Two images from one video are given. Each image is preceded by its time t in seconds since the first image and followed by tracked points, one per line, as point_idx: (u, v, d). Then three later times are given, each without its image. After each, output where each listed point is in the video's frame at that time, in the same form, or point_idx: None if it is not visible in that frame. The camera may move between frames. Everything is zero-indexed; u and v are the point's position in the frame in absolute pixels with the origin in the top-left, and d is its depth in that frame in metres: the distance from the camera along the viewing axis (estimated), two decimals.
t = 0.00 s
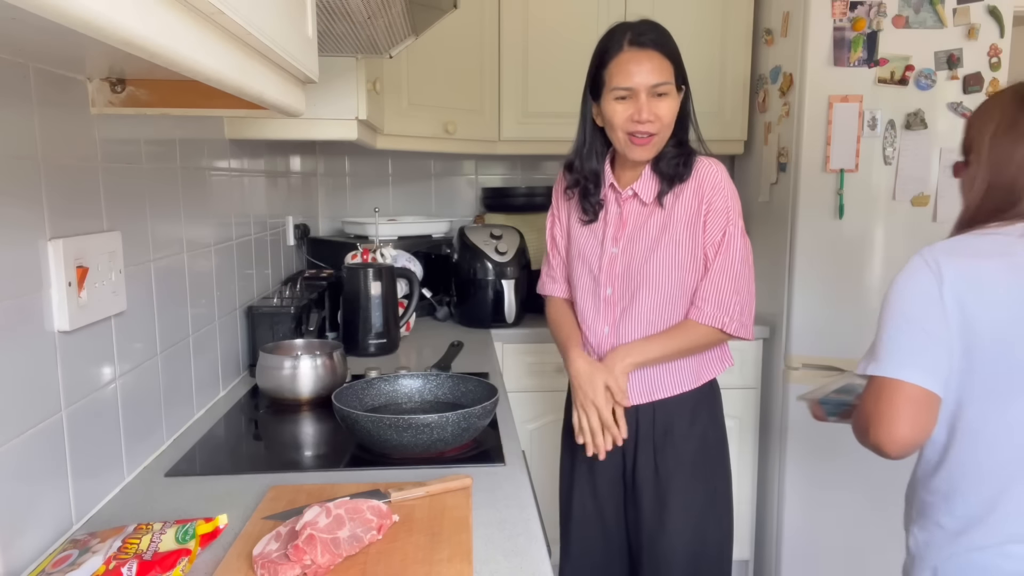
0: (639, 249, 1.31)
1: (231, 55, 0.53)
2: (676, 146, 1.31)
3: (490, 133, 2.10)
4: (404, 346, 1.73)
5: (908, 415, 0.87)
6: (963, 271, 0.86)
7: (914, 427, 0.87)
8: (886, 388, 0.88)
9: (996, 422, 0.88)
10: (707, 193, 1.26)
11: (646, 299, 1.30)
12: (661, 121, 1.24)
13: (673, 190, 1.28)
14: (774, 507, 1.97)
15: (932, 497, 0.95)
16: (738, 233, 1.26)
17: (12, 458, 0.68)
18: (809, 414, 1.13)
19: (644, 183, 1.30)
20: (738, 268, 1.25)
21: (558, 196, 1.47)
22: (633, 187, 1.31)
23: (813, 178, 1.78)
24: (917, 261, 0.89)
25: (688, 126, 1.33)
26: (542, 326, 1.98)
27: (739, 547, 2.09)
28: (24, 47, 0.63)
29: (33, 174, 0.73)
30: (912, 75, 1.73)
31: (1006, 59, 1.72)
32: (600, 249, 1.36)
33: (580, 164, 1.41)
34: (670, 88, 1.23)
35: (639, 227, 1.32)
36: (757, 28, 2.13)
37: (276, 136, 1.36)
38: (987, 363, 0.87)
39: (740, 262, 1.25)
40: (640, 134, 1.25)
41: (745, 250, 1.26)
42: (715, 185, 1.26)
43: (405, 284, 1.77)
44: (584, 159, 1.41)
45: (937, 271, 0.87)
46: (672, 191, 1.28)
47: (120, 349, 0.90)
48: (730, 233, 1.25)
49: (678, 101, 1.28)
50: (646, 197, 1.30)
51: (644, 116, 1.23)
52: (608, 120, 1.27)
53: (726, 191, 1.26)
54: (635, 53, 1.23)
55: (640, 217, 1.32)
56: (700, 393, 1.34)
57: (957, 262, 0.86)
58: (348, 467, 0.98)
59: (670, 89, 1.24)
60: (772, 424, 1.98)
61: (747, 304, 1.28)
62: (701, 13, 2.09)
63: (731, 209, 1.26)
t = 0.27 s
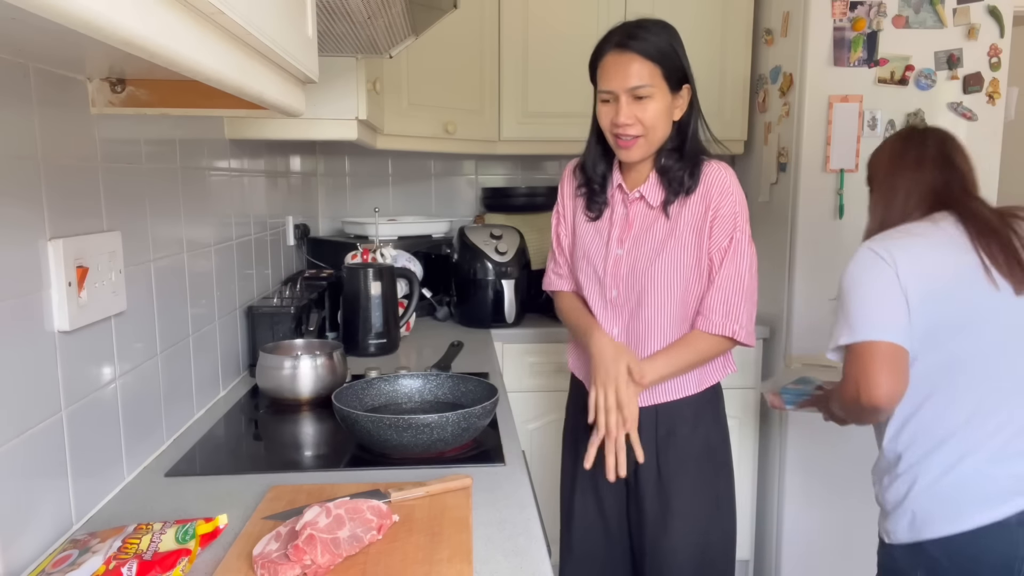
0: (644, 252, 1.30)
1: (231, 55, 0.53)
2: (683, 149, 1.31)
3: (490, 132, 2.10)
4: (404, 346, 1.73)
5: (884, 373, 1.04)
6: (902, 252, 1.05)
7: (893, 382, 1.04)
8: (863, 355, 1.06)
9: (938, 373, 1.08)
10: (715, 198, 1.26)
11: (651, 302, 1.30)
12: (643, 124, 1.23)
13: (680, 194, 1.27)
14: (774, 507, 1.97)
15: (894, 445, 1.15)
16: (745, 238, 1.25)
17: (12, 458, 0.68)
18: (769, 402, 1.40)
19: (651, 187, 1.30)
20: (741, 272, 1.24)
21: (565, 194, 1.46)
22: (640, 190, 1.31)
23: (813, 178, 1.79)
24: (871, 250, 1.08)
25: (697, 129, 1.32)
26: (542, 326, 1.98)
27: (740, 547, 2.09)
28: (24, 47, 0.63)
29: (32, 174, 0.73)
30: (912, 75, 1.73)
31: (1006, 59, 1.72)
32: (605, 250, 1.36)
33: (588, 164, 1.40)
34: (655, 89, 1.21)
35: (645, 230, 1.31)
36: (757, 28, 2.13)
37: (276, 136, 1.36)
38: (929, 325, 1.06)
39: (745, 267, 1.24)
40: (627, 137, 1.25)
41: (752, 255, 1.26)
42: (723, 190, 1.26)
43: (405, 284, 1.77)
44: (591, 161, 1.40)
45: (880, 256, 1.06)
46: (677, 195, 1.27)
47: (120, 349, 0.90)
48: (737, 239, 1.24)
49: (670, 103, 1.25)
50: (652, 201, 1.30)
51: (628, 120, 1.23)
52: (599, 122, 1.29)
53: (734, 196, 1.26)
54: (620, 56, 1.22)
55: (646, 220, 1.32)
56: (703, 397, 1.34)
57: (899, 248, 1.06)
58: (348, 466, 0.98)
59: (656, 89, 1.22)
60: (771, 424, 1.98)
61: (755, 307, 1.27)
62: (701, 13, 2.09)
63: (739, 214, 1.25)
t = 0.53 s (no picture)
0: (648, 253, 1.30)
1: (232, 56, 0.53)
2: (689, 150, 1.30)
3: (490, 132, 2.10)
4: (404, 346, 1.73)
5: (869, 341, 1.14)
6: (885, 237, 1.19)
7: (880, 349, 1.14)
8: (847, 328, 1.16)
9: (924, 348, 1.18)
10: (722, 199, 1.26)
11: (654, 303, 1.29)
12: (642, 125, 1.23)
13: (685, 196, 1.27)
14: (774, 507, 1.97)
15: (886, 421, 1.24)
16: (750, 240, 1.25)
17: (12, 458, 0.68)
18: (741, 388, 1.51)
19: (656, 188, 1.30)
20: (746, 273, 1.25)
21: (570, 193, 1.46)
22: (644, 191, 1.31)
23: (813, 178, 1.79)
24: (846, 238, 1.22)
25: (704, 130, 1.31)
26: (542, 326, 1.98)
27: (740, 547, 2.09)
28: (24, 47, 0.63)
29: (32, 174, 0.73)
30: (912, 75, 1.73)
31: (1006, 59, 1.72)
32: (608, 250, 1.36)
33: (594, 164, 1.40)
34: (654, 88, 1.21)
35: (648, 232, 1.31)
36: (757, 28, 2.13)
37: (276, 136, 1.36)
38: (912, 303, 1.18)
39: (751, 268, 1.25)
40: (627, 139, 1.25)
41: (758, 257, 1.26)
42: (730, 191, 1.26)
43: (405, 284, 1.76)
44: (597, 160, 1.40)
45: (864, 241, 1.19)
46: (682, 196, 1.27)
47: (120, 349, 0.90)
48: (748, 242, 1.25)
49: (670, 105, 1.25)
50: (657, 202, 1.29)
51: (628, 120, 1.23)
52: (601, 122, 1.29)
53: (741, 198, 1.26)
54: (619, 57, 1.22)
55: (649, 221, 1.31)
56: (703, 399, 1.34)
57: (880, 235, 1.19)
58: (348, 467, 0.98)
59: (655, 89, 1.21)
60: (771, 424, 1.98)
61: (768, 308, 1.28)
62: (701, 13, 2.10)
63: (746, 216, 1.26)
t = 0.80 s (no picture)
0: (649, 254, 1.30)
1: (231, 56, 0.53)
2: (693, 151, 1.30)
3: (490, 132, 2.10)
4: (404, 346, 1.73)
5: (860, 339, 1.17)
6: (876, 229, 1.20)
7: (872, 347, 1.17)
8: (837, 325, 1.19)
9: (919, 336, 1.19)
10: (723, 204, 1.26)
11: (653, 305, 1.29)
12: (646, 125, 1.23)
13: (687, 198, 1.26)
14: (774, 507, 1.97)
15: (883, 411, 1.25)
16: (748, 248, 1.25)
17: (12, 458, 0.68)
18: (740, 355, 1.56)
19: (659, 188, 1.30)
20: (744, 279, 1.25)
21: (574, 192, 1.45)
22: (648, 192, 1.31)
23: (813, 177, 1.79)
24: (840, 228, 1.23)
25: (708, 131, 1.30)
26: (542, 326, 1.98)
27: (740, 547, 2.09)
28: (24, 47, 0.63)
29: (32, 174, 0.73)
30: (918, 74, 1.73)
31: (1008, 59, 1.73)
32: (610, 250, 1.36)
33: (600, 162, 1.40)
34: (656, 88, 1.21)
35: (651, 233, 1.31)
36: (756, 28, 2.13)
37: (276, 136, 1.36)
38: (904, 294, 1.19)
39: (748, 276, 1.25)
40: (630, 139, 1.26)
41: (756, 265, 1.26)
42: (731, 196, 1.26)
43: (405, 284, 1.76)
44: (602, 160, 1.41)
45: (857, 234, 1.20)
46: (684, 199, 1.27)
47: (120, 349, 0.90)
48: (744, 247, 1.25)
49: (674, 105, 1.25)
50: (659, 203, 1.30)
51: (630, 120, 1.23)
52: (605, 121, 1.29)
53: (742, 204, 1.26)
54: (622, 57, 1.23)
55: (652, 222, 1.32)
56: (702, 401, 1.34)
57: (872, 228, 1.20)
58: (348, 466, 0.99)
59: (658, 89, 1.21)
60: (771, 424, 1.98)
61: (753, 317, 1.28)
62: (701, 12, 2.10)
63: (745, 222, 1.26)
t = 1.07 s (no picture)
0: (650, 253, 1.29)
1: (232, 56, 0.53)
2: (695, 150, 1.30)
3: (490, 132, 2.10)
4: (404, 346, 1.73)
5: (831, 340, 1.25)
6: (867, 223, 1.24)
7: (839, 350, 1.25)
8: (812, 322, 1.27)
9: (907, 329, 1.24)
10: (725, 204, 1.25)
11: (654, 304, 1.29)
12: (647, 126, 1.23)
13: (688, 198, 1.26)
14: (774, 507, 1.97)
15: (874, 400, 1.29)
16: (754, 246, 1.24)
17: (12, 458, 0.68)
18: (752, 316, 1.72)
19: (660, 188, 1.29)
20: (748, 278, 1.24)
21: (576, 190, 1.45)
22: (649, 191, 1.31)
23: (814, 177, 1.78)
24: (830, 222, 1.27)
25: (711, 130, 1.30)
26: (542, 326, 1.98)
27: (740, 547, 2.09)
28: (24, 47, 0.63)
29: (33, 174, 0.73)
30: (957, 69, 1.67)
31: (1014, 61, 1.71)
32: (610, 249, 1.36)
33: (603, 162, 1.40)
34: (656, 90, 1.21)
35: (651, 231, 1.31)
36: (757, 28, 2.13)
37: (277, 136, 1.36)
38: (890, 288, 1.24)
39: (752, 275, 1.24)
40: (631, 140, 1.26)
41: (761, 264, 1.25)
42: (733, 196, 1.25)
43: (405, 284, 1.76)
44: (604, 159, 1.41)
45: (848, 228, 1.24)
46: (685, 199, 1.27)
47: (119, 349, 0.90)
48: (745, 246, 1.24)
49: (675, 106, 1.25)
50: (660, 202, 1.29)
51: (631, 121, 1.23)
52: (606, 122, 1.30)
53: (745, 203, 1.25)
54: (622, 58, 1.23)
55: (652, 221, 1.32)
56: (700, 401, 1.34)
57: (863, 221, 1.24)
58: (347, 466, 0.99)
59: (659, 90, 1.21)
60: (771, 424, 1.98)
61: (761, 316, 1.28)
62: (701, 12, 2.09)
63: (750, 221, 1.25)
